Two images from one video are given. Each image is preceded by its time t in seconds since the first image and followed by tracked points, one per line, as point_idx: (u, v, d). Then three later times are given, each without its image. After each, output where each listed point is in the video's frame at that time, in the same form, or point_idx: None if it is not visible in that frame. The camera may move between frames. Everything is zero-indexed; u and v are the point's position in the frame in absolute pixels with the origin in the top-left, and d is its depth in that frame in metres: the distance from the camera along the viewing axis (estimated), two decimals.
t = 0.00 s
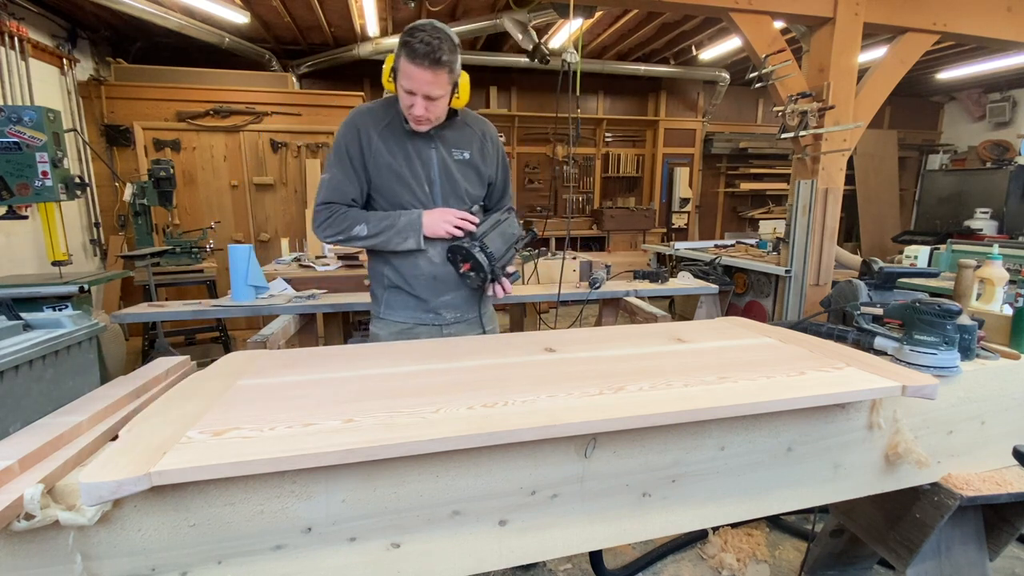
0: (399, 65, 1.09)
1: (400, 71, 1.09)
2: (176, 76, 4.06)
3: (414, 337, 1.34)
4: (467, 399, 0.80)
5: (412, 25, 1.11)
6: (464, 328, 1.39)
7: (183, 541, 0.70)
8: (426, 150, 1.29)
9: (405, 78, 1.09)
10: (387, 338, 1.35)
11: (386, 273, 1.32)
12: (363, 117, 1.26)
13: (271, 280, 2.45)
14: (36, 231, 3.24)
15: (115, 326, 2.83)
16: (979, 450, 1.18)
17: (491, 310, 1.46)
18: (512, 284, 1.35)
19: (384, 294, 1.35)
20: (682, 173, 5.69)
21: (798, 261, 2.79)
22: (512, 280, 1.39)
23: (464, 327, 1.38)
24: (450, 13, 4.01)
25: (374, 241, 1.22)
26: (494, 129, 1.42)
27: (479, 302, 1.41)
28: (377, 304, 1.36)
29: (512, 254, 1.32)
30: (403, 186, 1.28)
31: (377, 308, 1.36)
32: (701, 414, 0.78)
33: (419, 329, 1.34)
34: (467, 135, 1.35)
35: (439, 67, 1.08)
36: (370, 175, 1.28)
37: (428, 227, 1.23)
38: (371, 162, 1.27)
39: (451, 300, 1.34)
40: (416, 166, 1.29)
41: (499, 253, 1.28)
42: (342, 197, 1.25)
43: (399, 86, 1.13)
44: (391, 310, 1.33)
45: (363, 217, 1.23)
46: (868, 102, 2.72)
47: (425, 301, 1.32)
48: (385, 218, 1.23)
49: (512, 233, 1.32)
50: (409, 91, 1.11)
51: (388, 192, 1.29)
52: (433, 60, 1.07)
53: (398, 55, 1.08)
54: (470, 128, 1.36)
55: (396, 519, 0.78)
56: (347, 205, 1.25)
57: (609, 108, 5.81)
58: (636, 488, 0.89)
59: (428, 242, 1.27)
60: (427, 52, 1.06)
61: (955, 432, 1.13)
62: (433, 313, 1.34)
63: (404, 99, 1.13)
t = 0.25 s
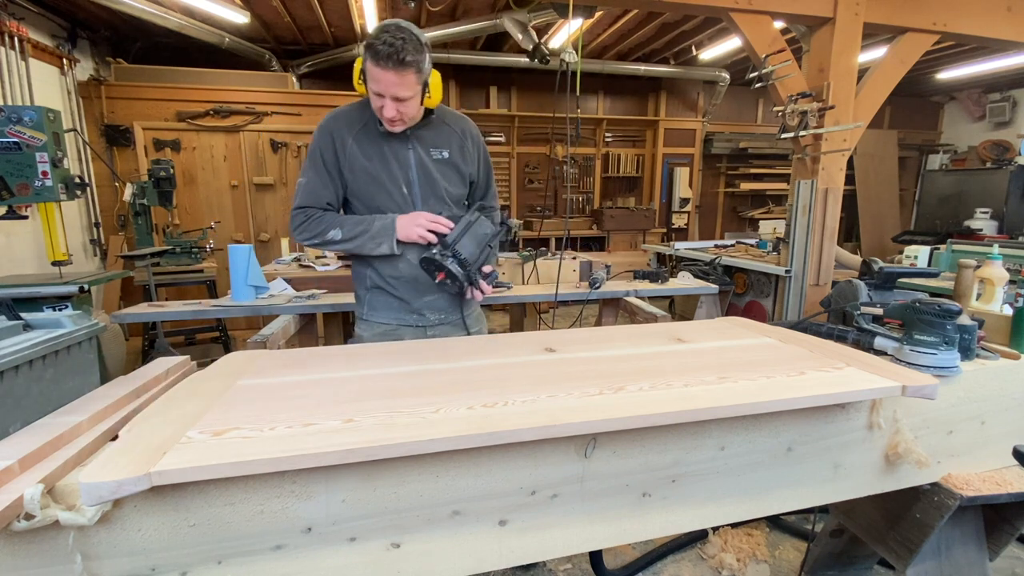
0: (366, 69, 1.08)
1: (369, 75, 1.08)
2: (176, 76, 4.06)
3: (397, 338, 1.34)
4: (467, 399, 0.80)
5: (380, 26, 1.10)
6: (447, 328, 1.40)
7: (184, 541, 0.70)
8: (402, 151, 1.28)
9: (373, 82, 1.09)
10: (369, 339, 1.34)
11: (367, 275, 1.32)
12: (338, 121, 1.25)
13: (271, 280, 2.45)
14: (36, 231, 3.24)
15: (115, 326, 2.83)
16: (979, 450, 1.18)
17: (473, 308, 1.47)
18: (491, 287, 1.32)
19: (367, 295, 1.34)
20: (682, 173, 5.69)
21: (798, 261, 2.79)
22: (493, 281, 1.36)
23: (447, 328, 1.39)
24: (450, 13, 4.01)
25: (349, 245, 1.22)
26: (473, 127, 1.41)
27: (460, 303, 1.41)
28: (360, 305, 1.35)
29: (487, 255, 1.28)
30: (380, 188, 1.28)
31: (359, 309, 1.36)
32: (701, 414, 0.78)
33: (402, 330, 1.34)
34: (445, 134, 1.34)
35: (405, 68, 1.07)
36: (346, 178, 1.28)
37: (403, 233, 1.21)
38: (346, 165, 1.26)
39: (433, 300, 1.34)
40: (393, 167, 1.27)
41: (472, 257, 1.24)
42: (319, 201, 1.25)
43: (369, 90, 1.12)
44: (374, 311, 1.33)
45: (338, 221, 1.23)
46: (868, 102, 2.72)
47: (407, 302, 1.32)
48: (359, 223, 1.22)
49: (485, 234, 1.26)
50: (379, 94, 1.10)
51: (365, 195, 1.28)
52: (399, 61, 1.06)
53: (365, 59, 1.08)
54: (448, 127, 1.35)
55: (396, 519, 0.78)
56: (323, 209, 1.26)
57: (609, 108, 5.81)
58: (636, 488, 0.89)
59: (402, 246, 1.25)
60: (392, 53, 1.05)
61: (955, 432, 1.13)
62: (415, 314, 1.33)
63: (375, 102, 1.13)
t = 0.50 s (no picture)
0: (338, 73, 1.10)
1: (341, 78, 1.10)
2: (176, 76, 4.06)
3: (386, 339, 1.33)
4: (467, 399, 0.81)
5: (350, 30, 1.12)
6: (436, 328, 1.39)
7: (183, 541, 0.70)
8: (382, 151, 1.27)
9: (345, 86, 1.10)
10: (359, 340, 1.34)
11: (351, 277, 1.32)
12: (317, 125, 1.26)
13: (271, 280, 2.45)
14: (35, 231, 3.24)
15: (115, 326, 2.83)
16: (979, 450, 1.18)
17: (462, 306, 1.47)
18: (471, 284, 1.29)
19: (354, 296, 1.33)
20: (682, 173, 5.69)
21: (798, 261, 2.79)
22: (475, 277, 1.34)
23: (435, 327, 1.38)
24: (450, 13, 4.01)
25: (326, 249, 1.23)
26: (456, 123, 1.40)
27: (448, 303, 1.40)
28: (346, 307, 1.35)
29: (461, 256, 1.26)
30: (361, 189, 1.27)
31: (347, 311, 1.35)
32: (701, 413, 0.78)
33: (390, 332, 1.33)
34: (426, 131, 1.33)
35: (375, 69, 1.07)
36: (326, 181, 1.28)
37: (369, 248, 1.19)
38: (325, 168, 1.26)
39: (419, 300, 1.33)
40: (372, 167, 1.27)
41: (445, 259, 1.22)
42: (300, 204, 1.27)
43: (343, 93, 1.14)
44: (360, 312, 1.32)
45: (315, 225, 1.25)
46: (868, 102, 2.72)
47: (393, 303, 1.31)
48: (335, 228, 1.23)
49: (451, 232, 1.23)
50: (352, 97, 1.11)
51: (345, 196, 1.28)
52: (368, 62, 1.06)
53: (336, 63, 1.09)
54: (428, 124, 1.34)
55: (397, 519, 0.78)
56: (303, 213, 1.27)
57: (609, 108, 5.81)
58: (636, 488, 0.89)
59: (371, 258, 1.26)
60: (360, 54, 1.05)
61: (955, 432, 1.13)
62: (403, 315, 1.32)
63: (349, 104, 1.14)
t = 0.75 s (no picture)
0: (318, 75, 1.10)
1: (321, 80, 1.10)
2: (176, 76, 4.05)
3: (380, 340, 1.33)
4: (467, 399, 0.81)
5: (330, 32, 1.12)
6: (429, 327, 1.38)
7: (183, 541, 0.70)
8: (369, 151, 1.27)
9: (325, 87, 1.11)
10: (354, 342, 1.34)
11: (342, 279, 1.33)
12: (305, 130, 1.27)
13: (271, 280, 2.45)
14: (35, 231, 3.24)
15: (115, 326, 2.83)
16: (979, 450, 1.18)
17: (456, 304, 1.47)
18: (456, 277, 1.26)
19: (346, 298, 1.33)
20: (683, 173, 5.69)
21: (798, 261, 2.79)
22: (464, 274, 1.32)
23: (429, 327, 1.38)
24: (450, 13, 4.02)
25: (314, 253, 1.23)
26: (443, 120, 1.40)
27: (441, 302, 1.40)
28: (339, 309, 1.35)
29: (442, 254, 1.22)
30: (349, 190, 1.27)
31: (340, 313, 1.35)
32: (701, 413, 0.78)
33: (384, 333, 1.33)
34: (414, 129, 1.33)
35: (353, 71, 1.07)
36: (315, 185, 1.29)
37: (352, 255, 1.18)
38: (314, 172, 1.27)
39: (411, 299, 1.32)
40: (359, 168, 1.27)
41: (427, 260, 1.18)
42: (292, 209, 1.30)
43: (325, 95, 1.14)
44: (353, 314, 1.31)
45: (304, 230, 1.27)
46: (868, 102, 2.72)
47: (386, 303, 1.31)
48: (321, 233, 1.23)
49: (429, 229, 1.16)
50: (333, 98, 1.12)
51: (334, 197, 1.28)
52: (346, 63, 1.07)
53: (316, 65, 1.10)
54: (416, 123, 1.34)
55: (397, 519, 0.78)
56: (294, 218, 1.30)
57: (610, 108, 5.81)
58: (636, 489, 0.89)
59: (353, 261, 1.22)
60: (337, 55, 1.06)
61: (956, 432, 1.13)
62: (396, 315, 1.32)
63: (331, 105, 1.15)
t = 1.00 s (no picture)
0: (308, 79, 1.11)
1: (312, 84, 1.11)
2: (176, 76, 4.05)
3: (375, 340, 1.33)
4: (467, 399, 0.81)
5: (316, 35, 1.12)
6: (423, 327, 1.38)
7: (184, 541, 0.70)
8: (360, 152, 1.27)
9: (316, 91, 1.11)
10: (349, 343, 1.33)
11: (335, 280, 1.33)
12: (297, 133, 1.28)
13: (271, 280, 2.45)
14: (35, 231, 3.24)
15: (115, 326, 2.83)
16: (979, 450, 1.18)
17: (451, 304, 1.47)
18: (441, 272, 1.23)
19: (340, 299, 1.33)
20: (683, 173, 5.68)
21: (799, 261, 2.79)
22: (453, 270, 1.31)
23: (423, 326, 1.38)
24: (450, 13, 4.02)
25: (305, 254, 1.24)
26: (434, 119, 1.39)
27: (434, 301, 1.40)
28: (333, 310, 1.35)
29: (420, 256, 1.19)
30: (341, 191, 1.27)
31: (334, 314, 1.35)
32: (702, 413, 0.78)
33: (378, 333, 1.33)
34: (405, 129, 1.33)
35: (344, 72, 1.08)
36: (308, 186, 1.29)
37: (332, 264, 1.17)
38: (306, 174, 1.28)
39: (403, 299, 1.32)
40: (350, 169, 1.26)
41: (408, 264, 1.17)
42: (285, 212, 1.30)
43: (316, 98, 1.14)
44: (347, 315, 1.31)
45: (294, 234, 1.28)
46: (868, 102, 2.72)
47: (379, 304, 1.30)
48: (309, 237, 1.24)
49: (403, 230, 1.14)
50: (324, 101, 1.12)
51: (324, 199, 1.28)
52: (336, 64, 1.07)
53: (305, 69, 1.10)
54: (406, 122, 1.34)
55: (397, 519, 0.78)
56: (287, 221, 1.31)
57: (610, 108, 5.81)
58: (636, 489, 0.89)
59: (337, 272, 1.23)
60: (326, 57, 1.06)
61: (956, 432, 1.13)
62: (390, 315, 1.32)
63: (323, 108, 1.15)
